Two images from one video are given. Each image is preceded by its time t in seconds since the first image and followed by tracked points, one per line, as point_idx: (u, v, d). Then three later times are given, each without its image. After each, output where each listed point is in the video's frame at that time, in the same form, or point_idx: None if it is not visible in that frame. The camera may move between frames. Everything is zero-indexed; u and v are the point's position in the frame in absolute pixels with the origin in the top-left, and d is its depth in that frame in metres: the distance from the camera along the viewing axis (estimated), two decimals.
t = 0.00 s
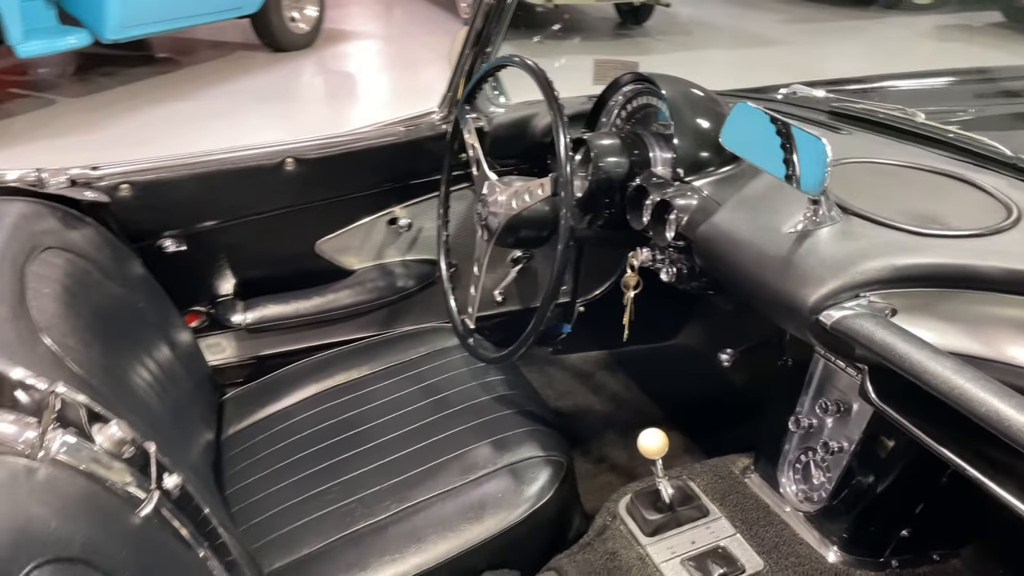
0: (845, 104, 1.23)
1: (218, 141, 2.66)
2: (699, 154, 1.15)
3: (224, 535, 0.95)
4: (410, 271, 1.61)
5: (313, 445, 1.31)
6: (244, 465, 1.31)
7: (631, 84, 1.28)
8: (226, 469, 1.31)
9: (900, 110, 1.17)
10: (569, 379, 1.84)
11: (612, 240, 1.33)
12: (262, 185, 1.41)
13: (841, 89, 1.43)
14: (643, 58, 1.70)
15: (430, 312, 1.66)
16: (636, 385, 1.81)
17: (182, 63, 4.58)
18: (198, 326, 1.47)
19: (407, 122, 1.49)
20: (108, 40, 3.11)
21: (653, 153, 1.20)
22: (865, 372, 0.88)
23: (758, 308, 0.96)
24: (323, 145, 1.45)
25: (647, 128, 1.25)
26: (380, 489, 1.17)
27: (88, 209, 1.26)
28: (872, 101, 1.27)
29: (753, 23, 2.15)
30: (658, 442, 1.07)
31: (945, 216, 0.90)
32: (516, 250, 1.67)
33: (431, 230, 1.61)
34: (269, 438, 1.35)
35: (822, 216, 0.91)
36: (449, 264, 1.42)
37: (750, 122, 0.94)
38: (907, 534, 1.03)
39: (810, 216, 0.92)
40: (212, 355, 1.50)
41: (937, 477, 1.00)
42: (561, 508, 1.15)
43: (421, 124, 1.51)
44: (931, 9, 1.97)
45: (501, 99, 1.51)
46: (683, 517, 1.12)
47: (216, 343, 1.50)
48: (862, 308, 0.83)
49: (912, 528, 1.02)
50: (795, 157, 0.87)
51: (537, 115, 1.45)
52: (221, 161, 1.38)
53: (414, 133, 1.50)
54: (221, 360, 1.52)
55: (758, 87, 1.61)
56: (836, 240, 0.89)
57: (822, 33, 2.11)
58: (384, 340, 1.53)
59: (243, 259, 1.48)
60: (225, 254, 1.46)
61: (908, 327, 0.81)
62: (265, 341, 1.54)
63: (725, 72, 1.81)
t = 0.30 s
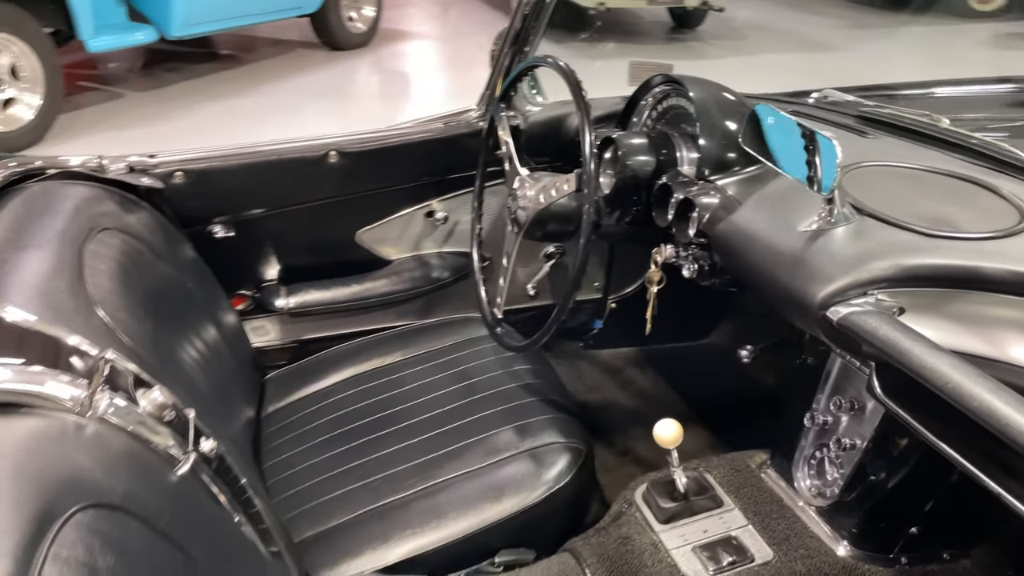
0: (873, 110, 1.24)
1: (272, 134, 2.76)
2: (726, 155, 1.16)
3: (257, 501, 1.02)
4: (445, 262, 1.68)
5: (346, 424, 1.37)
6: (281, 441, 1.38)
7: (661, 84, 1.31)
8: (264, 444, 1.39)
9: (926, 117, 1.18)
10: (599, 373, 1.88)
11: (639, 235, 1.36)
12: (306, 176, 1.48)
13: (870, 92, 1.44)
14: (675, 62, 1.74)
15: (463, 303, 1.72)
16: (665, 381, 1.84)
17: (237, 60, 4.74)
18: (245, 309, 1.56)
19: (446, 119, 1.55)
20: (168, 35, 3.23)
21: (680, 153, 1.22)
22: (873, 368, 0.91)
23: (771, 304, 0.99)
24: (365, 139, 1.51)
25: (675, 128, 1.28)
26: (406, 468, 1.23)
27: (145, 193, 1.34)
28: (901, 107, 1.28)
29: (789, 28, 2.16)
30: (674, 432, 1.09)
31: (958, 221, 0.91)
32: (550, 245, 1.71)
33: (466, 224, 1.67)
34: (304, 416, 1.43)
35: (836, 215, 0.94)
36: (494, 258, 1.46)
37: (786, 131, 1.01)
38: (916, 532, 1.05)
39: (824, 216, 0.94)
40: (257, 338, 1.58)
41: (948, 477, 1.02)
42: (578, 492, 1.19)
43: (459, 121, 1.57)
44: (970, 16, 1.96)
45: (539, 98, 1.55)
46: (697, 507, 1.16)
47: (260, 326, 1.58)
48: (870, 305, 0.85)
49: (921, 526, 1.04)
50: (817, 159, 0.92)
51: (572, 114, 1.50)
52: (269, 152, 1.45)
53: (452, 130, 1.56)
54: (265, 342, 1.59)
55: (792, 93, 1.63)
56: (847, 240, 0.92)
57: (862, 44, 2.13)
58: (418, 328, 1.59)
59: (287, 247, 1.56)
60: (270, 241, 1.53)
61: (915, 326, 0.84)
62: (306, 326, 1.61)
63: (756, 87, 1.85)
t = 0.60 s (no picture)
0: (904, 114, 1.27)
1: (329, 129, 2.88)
2: (751, 154, 1.20)
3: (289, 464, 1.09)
4: (483, 253, 1.75)
5: (381, 403, 1.45)
6: (320, 417, 1.46)
7: (694, 83, 1.34)
8: (305, 417, 1.47)
9: (955, 122, 1.21)
10: (631, 367, 1.91)
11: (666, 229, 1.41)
12: (352, 166, 1.57)
13: (902, 95, 1.46)
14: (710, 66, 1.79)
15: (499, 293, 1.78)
16: (696, 377, 1.86)
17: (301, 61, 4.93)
18: (292, 292, 1.65)
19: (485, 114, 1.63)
20: (240, 35, 3.43)
21: (707, 152, 1.26)
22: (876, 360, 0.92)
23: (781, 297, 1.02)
24: (408, 132, 1.59)
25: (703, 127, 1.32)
26: (432, 444, 1.29)
27: (202, 178, 1.43)
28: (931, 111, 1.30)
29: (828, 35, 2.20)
30: (688, 419, 1.13)
31: (972, 222, 0.94)
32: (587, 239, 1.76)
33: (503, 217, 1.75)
34: (343, 393, 1.51)
35: (848, 211, 0.97)
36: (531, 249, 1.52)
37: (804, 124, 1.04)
38: (923, 525, 1.07)
39: (836, 213, 0.97)
40: (303, 320, 1.66)
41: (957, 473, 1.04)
42: (596, 474, 1.24)
43: (499, 118, 1.64)
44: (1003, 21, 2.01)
45: (578, 96, 1.59)
46: (711, 493, 1.19)
47: (307, 308, 1.66)
48: (875, 300, 0.88)
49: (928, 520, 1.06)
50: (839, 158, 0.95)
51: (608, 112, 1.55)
52: (318, 142, 1.54)
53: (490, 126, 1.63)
54: (311, 324, 1.66)
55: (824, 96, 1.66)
56: (856, 236, 0.95)
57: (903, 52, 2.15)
58: (454, 314, 1.66)
59: (333, 233, 1.65)
60: (317, 227, 1.62)
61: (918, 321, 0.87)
62: (350, 310, 1.68)
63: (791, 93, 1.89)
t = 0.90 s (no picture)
0: (934, 117, 1.29)
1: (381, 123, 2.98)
2: (777, 152, 1.23)
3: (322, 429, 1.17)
4: (520, 244, 1.81)
5: (415, 383, 1.52)
6: (358, 392, 1.55)
7: (725, 83, 1.39)
8: (344, 392, 1.56)
9: (982, 126, 1.23)
10: (663, 360, 1.95)
11: (696, 225, 1.44)
12: (397, 156, 1.65)
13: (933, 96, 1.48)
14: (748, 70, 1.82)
15: (535, 283, 1.84)
16: (727, 372, 1.89)
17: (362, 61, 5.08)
18: (338, 275, 1.74)
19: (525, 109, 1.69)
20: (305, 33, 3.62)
21: (734, 148, 1.29)
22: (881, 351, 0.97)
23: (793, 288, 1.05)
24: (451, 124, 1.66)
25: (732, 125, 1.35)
26: (460, 421, 1.36)
27: (256, 163, 1.53)
28: (961, 113, 1.32)
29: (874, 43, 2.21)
30: (703, 405, 1.17)
31: (984, 223, 0.97)
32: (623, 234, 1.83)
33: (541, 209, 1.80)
34: (380, 371, 1.59)
35: (860, 206, 1.00)
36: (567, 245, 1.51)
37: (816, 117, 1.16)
38: (930, 517, 1.09)
39: (850, 208, 1.01)
40: (348, 302, 1.76)
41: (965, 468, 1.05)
42: (614, 455, 1.29)
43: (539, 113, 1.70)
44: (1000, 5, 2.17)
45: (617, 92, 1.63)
46: (724, 479, 1.23)
47: (351, 291, 1.75)
48: (878, 290, 0.91)
49: (935, 512, 1.08)
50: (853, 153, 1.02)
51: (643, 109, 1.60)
52: (364, 131, 1.62)
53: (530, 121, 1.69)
54: (356, 307, 1.76)
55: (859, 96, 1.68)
56: (867, 230, 0.98)
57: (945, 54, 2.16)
58: (490, 301, 1.72)
59: (377, 220, 1.73)
60: (363, 214, 1.71)
61: (919, 313, 0.91)
62: (391, 294, 1.77)
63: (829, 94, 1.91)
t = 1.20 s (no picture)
0: (963, 118, 1.31)
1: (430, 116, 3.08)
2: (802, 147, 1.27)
3: (357, 398, 1.25)
4: (556, 234, 1.88)
5: (448, 362, 1.59)
6: (396, 368, 1.63)
7: (756, 83, 1.42)
8: (382, 367, 1.64)
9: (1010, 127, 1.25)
10: (695, 353, 1.98)
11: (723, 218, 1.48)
12: (440, 146, 1.72)
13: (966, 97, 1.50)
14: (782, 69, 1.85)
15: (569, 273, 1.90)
16: (757, 366, 1.91)
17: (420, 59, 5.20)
18: (381, 259, 1.84)
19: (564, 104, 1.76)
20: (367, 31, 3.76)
21: (761, 144, 1.33)
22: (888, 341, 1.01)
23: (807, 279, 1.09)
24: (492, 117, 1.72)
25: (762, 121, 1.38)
26: (488, 398, 1.43)
27: (307, 150, 1.62)
28: (990, 114, 1.34)
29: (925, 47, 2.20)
30: (719, 389, 1.21)
31: (1002, 221, 0.99)
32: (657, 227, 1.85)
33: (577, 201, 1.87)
34: (418, 350, 1.67)
35: (875, 200, 1.04)
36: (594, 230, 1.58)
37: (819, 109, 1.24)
38: (938, 507, 1.11)
39: (864, 202, 1.05)
40: (392, 285, 1.83)
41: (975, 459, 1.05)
42: (633, 436, 1.34)
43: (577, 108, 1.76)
44: None
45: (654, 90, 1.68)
46: (739, 463, 1.27)
47: (394, 275, 1.84)
48: (885, 281, 0.95)
49: (943, 502, 1.10)
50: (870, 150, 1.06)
51: (679, 106, 1.64)
52: (409, 122, 1.70)
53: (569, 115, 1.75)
54: (398, 290, 1.83)
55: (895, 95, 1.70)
56: (880, 224, 1.01)
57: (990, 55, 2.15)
58: (525, 288, 1.78)
59: (420, 208, 1.81)
60: (406, 202, 1.79)
61: (924, 304, 0.94)
62: (433, 279, 1.83)
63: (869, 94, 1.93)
